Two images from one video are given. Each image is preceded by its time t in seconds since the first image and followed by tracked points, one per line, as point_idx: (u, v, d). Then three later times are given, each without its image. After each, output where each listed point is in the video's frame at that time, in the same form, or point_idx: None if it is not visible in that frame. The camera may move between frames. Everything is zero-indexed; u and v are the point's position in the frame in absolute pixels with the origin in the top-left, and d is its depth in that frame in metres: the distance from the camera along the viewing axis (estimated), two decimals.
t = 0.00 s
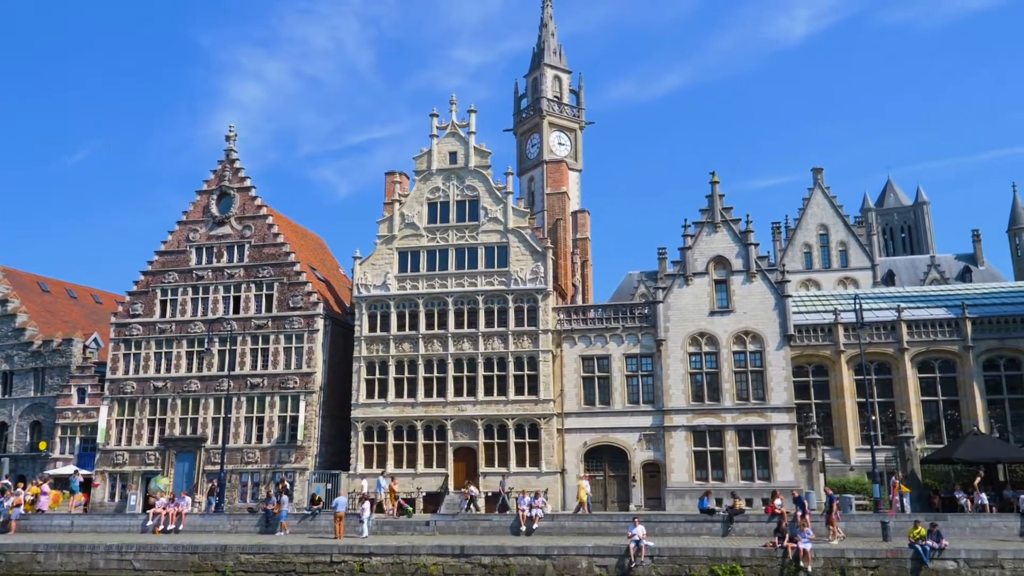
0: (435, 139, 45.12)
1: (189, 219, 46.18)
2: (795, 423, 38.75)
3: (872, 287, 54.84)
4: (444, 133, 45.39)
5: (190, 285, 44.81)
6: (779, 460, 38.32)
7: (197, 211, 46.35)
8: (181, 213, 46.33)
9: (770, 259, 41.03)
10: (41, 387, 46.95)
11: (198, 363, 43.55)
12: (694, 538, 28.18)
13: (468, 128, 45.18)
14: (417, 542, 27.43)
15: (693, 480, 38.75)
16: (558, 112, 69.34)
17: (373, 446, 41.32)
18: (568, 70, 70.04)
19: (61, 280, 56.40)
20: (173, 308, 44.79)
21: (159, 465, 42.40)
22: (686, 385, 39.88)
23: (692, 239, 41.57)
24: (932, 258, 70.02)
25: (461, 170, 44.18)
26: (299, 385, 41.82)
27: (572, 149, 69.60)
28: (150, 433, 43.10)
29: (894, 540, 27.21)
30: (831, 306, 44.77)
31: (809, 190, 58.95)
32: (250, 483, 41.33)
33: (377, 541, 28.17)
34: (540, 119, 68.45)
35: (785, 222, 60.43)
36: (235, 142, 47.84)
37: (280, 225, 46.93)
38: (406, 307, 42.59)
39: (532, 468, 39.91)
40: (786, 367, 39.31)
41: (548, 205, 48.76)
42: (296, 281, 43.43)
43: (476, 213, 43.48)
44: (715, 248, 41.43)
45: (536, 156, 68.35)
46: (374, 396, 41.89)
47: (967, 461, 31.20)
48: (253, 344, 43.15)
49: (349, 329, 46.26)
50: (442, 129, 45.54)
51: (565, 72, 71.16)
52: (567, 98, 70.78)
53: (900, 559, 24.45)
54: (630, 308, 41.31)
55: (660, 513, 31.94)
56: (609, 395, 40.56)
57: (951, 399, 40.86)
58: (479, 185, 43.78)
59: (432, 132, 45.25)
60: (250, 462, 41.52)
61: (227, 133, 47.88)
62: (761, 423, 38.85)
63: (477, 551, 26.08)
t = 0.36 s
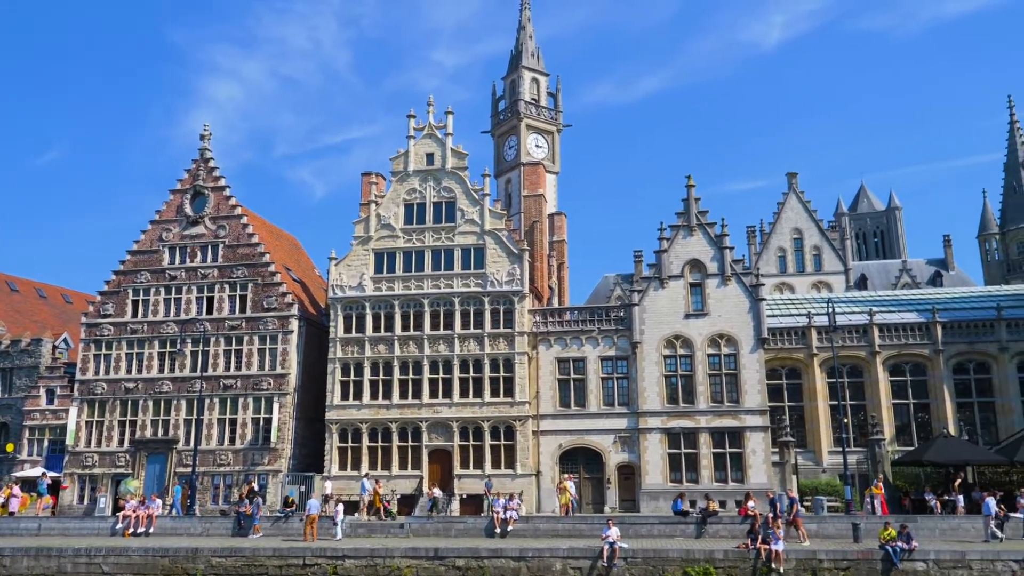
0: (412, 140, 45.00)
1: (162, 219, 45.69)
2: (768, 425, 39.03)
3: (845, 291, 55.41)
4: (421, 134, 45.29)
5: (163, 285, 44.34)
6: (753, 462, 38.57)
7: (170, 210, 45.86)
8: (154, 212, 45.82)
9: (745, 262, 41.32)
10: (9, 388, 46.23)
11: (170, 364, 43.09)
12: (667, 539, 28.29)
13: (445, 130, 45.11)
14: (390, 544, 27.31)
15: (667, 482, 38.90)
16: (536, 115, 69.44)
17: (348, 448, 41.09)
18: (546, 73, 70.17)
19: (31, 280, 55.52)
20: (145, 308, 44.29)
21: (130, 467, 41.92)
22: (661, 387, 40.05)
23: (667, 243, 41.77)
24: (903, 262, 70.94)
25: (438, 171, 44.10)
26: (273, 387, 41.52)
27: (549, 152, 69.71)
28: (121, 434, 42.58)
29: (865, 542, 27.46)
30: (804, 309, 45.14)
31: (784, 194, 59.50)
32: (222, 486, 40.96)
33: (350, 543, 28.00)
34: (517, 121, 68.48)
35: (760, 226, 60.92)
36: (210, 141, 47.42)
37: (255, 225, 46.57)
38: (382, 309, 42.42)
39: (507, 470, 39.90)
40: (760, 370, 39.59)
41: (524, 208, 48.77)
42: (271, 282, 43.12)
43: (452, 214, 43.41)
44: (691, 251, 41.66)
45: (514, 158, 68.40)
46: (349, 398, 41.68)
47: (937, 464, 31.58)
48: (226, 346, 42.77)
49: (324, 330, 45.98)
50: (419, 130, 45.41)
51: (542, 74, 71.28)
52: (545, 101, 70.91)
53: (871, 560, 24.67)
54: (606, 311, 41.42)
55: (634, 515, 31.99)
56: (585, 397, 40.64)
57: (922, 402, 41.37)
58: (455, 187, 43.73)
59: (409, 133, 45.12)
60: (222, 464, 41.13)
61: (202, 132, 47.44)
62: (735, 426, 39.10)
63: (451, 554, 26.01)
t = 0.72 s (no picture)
0: (387, 141, 44.84)
1: (133, 218, 45.15)
2: (741, 427, 39.30)
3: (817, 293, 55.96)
4: (397, 135, 45.14)
5: (133, 285, 43.80)
6: (725, 463, 38.82)
7: (141, 210, 45.31)
8: (124, 212, 45.25)
9: (718, 265, 41.59)
10: None
11: (140, 365, 42.57)
12: (641, 541, 28.40)
13: (421, 131, 45.00)
14: (363, 547, 27.15)
15: (641, 484, 39.04)
16: (512, 117, 69.47)
17: (321, 450, 40.81)
18: (522, 75, 70.25)
19: None
20: (115, 309, 43.72)
21: (98, 470, 41.35)
22: (635, 389, 40.20)
23: (642, 245, 41.97)
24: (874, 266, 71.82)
25: (413, 173, 43.98)
26: (245, 389, 41.17)
27: (525, 154, 69.76)
28: (89, 437, 41.99)
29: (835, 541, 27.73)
30: (777, 311, 45.50)
31: (757, 198, 60.01)
32: (193, 489, 40.54)
33: (322, 546, 27.77)
34: (493, 123, 68.46)
35: (734, 230, 61.41)
36: (182, 140, 46.94)
37: (227, 225, 46.15)
38: (356, 310, 42.20)
39: (482, 472, 39.84)
40: (733, 372, 39.85)
41: (500, 210, 48.76)
42: (244, 283, 42.75)
43: (428, 216, 43.31)
44: (665, 253, 41.87)
45: (489, 160, 68.39)
46: (322, 399, 41.42)
47: (906, 464, 31.96)
48: (198, 347, 42.34)
49: (297, 331, 45.64)
50: (394, 131, 45.26)
51: (518, 76, 71.34)
52: (521, 103, 70.96)
53: (841, 560, 24.95)
54: (581, 313, 41.50)
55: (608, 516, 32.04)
56: (559, 399, 40.69)
57: (892, 404, 41.87)
58: (431, 188, 43.63)
59: (384, 134, 44.95)
60: (193, 467, 40.70)
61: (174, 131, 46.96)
62: (708, 427, 39.33)
63: (425, 556, 25.91)
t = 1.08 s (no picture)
0: (361, 141, 44.63)
1: (102, 218, 44.52)
2: (713, 428, 39.53)
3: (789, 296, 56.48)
4: (371, 136, 44.93)
5: (102, 286, 43.19)
6: (698, 465, 39.01)
7: (110, 209, 44.70)
8: (93, 211, 44.62)
9: (692, 268, 41.81)
10: None
11: (109, 367, 41.99)
12: (614, 542, 28.51)
13: (395, 132, 44.84)
14: (335, 550, 26.95)
15: (614, 485, 39.13)
16: (486, 118, 69.43)
17: (293, 452, 40.49)
18: (497, 77, 70.24)
19: None
20: (83, 310, 43.09)
21: (65, 473, 40.70)
22: (609, 391, 40.30)
23: (616, 247, 42.12)
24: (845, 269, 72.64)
25: (387, 173, 43.80)
26: (216, 391, 40.75)
27: (499, 156, 69.75)
28: (56, 440, 41.35)
29: (805, 542, 27.96)
30: (749, 314, 45.84)
31: (730, 201, 60.50)
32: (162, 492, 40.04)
33: (294, 549, 27.54)
34: (468, 124, 68.38)
35: (707, 233, 61.83)
36: (153, 139, 46.39)
37: (198, 226, 45.66)
38: (329, 312, 41.93)
39: (455, 473, 39.73)
40: (706, 374, 40.08)
41: (474, 211, 48.71)
42: (215, 284, 42.33)
43: (402, 217, 43.16)
44: (639, 256, 42.04)
45: (464, 162, 68.34)
46: (294, 401, 41.11)
47: (875, 465, 32.36)
48: (168, 348, 41.84)
49: (269, 333, 45.26)
50: (369, 132, 45.06)
51: (494, 78, 71.32)
52: (496, 105, 70.96)
53: (811, 560, 25.20)
54: (555, 315, 41.55)
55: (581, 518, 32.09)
56: (533, 401, 40.69)
57: (862, 406, 42.35)
58: (405, 189, 43.48)
59: (358, 134, 44.72)
60: (162, 470, 40.20)
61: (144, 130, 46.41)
62: (681, 429, 39.51)
63: (397, 559, 25.78)
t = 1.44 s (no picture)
0: (335, 142, 44.36)
1: (69, 217, 43.83)
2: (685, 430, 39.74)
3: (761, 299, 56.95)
4: (345, 136, 44.67)
5: (69, 286, 42.53)
6: (670, 467, 39.19)
7: (78, 208, 44.03)
8: (60, 210, 43.90)
9: (665, 270, 42.02)
10: None
11: (75, 368, 41.35)
12: (586, 544, 28.54)
13: (369, 132, 44.62)
14: (306, 553, 26.72)
15: (586, 487, 39.20)
16: (461, 120, 69.32)
17: (263, 455, 40.12)
18: (472, 78, 70.17)
19: None
20: (49, 310, 42.40)
21: (29, 477, 39.97)
22: (581, 393, 40.39)
23: (590, 250, 42.22)
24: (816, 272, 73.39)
25: (361, 174, 43.58)
26: (186, 392, 40.29)
27: (474, 157, 69.68)
28: (20, 442, 40.62)
29: (775, 543, 28.20)
30: (721, 316, 46.15)
31: (703, 204, 60.94)
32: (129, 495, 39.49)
33: (264, 553, 27.26)
34: (442, 126, 68.25)
35: (681, 236, 62.21)
36: (122, 137, 45.79)
37: (168, 225, 45.14)
38: (301, 313, 41.62)
39: (427, 476, 39.59)
40: (678, 376, 40.29)
41: (448, 213, 48.60)
42: (185, 284, 41.85)
43: (375, 218, 42.96)
44: (612, 258, 42.17)
45: (439, 163, 68.22)
46: (265, 403, 40.74)
47: (845, 467, 32.72)
48: (136, 350, 41.29)
49: (239, 334, 44.84)
50: (342, 132, 44.80)
51: (468, 80, 71.25)
52: (470, 106, 70.87)
53: (781, 561, 25.43)
54: (528, 317, 41.57)
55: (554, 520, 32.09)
56: (506, 402, 40.66)
57: (831, 408, 42.79)
58: (378, 190, 43.28)
59: (331, 135, 44.43)
60: (129, 473, 39.66)
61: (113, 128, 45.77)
62: (653, 431, 39.68)
63: (369, 562, 25.63)
